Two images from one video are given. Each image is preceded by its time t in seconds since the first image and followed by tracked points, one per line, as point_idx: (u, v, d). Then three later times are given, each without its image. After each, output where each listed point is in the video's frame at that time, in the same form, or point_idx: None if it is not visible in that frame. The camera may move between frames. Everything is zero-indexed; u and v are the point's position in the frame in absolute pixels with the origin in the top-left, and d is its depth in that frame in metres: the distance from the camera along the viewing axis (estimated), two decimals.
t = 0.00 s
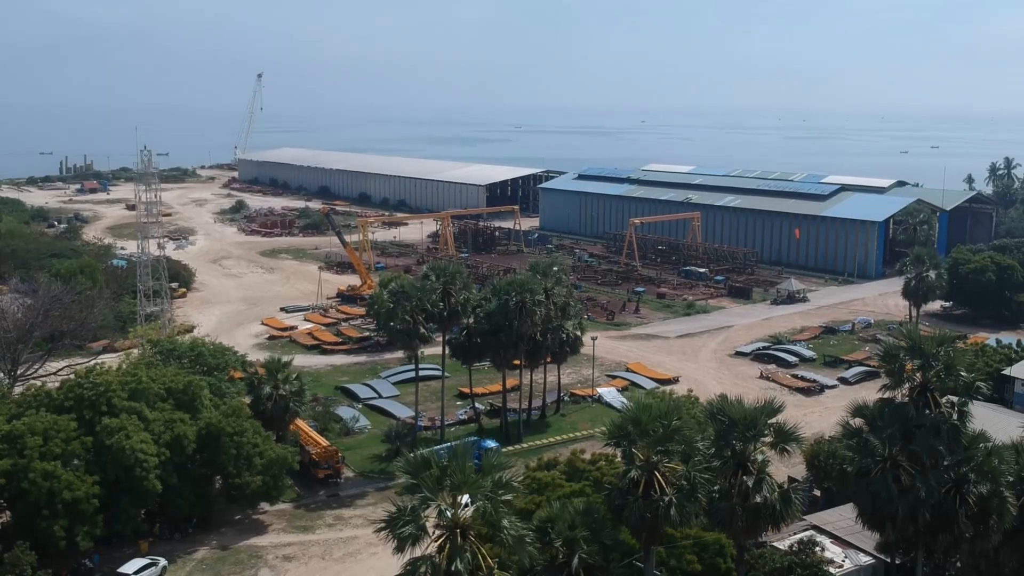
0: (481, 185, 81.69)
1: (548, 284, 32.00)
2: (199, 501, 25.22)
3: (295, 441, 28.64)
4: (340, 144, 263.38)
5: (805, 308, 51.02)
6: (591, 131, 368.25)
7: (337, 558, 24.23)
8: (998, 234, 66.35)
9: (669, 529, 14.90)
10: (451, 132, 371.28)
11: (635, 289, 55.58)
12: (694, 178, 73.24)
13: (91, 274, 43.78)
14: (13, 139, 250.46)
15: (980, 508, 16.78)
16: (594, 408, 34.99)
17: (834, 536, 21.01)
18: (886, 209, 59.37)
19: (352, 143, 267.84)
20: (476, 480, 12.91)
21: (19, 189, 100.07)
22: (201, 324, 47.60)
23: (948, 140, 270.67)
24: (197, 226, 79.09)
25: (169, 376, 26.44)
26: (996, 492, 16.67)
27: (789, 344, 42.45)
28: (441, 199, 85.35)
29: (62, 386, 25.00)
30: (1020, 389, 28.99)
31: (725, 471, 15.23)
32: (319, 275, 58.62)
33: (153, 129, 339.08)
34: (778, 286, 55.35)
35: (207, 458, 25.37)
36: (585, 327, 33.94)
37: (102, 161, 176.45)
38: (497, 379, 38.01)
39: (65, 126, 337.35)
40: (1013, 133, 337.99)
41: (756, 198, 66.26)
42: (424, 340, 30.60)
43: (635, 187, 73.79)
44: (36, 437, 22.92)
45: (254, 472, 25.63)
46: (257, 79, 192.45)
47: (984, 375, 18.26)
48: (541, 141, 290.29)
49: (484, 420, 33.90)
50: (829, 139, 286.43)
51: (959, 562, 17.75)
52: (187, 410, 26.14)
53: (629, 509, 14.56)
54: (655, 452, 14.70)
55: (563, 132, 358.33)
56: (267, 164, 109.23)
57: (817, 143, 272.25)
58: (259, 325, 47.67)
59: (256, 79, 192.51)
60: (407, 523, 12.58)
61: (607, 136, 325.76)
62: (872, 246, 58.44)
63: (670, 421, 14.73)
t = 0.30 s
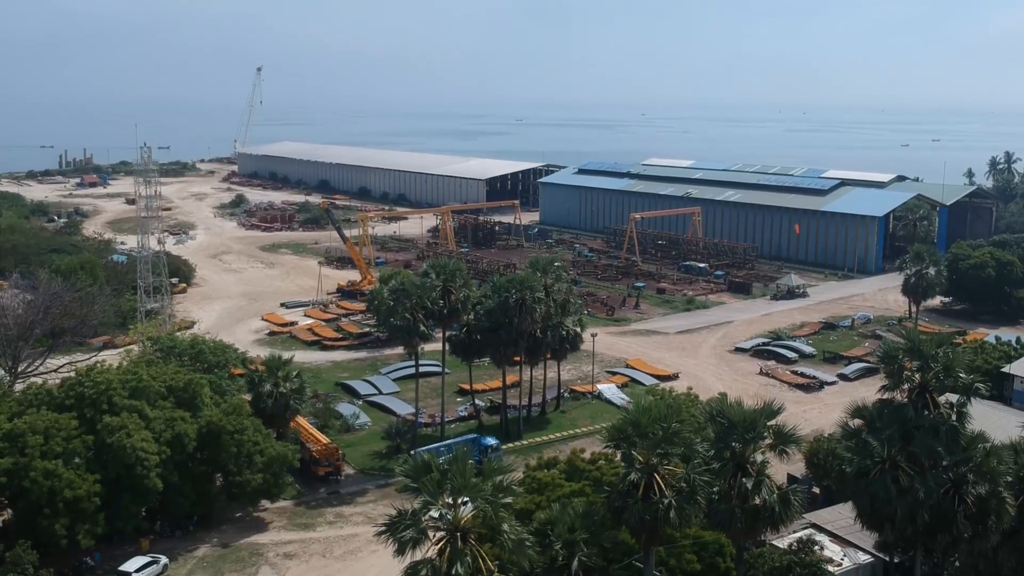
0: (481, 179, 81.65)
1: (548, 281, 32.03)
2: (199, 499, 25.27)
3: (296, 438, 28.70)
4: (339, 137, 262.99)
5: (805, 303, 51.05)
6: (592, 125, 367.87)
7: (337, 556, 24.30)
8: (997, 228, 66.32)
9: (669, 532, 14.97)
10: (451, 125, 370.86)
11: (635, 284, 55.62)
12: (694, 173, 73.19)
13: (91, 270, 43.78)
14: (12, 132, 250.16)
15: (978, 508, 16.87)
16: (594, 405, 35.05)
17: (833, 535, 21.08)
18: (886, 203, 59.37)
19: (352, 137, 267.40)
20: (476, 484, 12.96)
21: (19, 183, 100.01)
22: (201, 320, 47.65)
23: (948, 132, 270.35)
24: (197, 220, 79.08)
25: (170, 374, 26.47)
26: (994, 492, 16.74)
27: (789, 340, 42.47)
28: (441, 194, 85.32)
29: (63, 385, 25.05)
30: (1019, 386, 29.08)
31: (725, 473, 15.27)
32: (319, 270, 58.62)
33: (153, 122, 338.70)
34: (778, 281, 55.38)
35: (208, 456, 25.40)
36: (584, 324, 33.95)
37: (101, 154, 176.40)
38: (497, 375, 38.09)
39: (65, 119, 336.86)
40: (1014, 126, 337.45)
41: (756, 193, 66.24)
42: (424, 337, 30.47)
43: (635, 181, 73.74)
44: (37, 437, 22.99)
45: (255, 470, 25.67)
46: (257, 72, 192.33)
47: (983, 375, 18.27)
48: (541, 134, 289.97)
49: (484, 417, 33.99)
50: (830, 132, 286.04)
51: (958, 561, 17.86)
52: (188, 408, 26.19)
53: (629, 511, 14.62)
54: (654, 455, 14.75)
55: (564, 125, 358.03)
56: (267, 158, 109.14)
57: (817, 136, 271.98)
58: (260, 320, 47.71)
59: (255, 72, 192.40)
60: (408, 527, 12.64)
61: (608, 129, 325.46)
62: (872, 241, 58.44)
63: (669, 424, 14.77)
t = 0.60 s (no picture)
0: (481, 173, 81.58)
1: (548, 278, 32.07)
2: (200, 497, 25.32)
3: (296, 436, 28.74)
4: (339, 130, 262.55)
5: (805, 299, 51.08)
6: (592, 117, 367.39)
7: (338, 554, 24.37)
8: (997, 223, 66.29)
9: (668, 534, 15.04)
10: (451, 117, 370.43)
11: (635, 280, 55.64)
12: (694, 167, 73.16)
13: (91, 266, 43.78)
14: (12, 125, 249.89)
15: (976, 508, 17.00)
16: (594, 401, 35.11)
17: (832, 533, 21.16)
18: (886, 198, 59.35)
19: (352, 129, 266.96)
20: (477, 488, 13.01)
21: (19, 177, 99.89)
22: (201, 316, 47.66)
23: (949, 125, 270.01)
24: (197, 215, 79.05)
25: (170, 371, 26.52)
26: (993, 493, 16.85)
27: (789, 336, 42.51)
28: (441, 188, 85.26)
29: (63, 383, 25.09)
30: (1018, 383, 29.14)
31: (724, 475, 15.32)
32: (319, 265, 58.65)
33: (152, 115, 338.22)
34: (778, 276, 55.39)
35: (209, 454, 25.46)
36: (584, 321, 34.00)
37: (101, 147, 176.12)
38: (497, 371, 38.15)
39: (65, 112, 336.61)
40: (1015, 118, 336.83)
41: (756, 188, 66.21)
42: (424, 335, 30.50)
43: (635, 175, 73.67)
44: (38, 435, 23.04)
45: (255, 468, 25.75)
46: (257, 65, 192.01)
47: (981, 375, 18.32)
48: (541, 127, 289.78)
49: (484, 414, 34.05)
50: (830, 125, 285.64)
51: (956, 560, 18.00)
52: (188, 406, 26.25)
53: (629, 513, 14.68)
54: (654, 457, 14.80)
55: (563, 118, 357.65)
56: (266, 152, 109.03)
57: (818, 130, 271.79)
58: (260, 316, 47.73)
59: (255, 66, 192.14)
60: (408, 531, 12.69)
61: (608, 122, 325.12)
62: (872, 236, 58.41)
63: (669, 427, 14.83)
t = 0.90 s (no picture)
0: (481, 167, 81.56)
1: (548, 275, 32.17)
2: (201, 495, 25.37)
3: (297, 433, 28.79)
4: (340, 123, 262.33)
5: (805, 294, 51.11)
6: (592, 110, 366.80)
7: (339, 551, 24.44)
8: (997, 218, 66.27)
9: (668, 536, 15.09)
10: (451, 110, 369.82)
11: (635, 275, 55.65)
12: (694, 161, 73.13)
13: (91, 261, 43.78)
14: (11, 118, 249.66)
15: (975, 509, 17.07)
16: (594, 398, 35.17)
17: (831, 532, 21.22)
18: (886, 193, 59.34)
19: (352, 122, 266.75)
20: (477, 492, 13.09)
21: (19, 170, 99.84)
22: (201, 311, 47.69)
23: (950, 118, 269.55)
24: (197, 209, 79.02)
25: (171, 370, 26.57)
26: (992, 493, 16.92)
27: (788, 331, 42.55)
28: (441, 182, 85.22)
29: (64, 381, 25.15)
30: (1017, 381, 29.17)
31: (723, 477, 15.36)
32: (319, 260, 58.67)
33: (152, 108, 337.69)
34: (778, 271, 55.38)
35: (210, 452, 25.51)
36: (584, 318, 34.05)
37: (100, 141, 175.91)
38: (497, 368, 38.20)
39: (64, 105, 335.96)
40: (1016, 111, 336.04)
41: (756, 182, 66.17)
42: (424, 332, 30.52)
43: (635, 170, 73.65)
44: (39, 434, 23.11)
45: (256, 466, 25.83)
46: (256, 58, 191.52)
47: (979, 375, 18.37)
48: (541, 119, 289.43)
49: (484, 410, 34.10)
50: (830, 118, 285.11)
51: (954, 560, 18.06)
52: (189, 404, 26.30)
53: (629, 516, 14.73)
54: (654, 460, 14.84)
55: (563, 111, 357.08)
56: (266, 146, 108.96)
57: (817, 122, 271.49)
58: (260, 311, 47.77)
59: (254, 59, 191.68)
60: (409, 534, 12.73)
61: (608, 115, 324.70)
62: (872, 231, 58.42)
63: (667, 430, 14.87)
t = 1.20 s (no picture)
0: (481, 161, 81.50)
1: (548, 272, 32.22)
2: (202, 492, 25.44)
3: (297, 430, 28.86)
4: (339, 115, 262.06)
5: (804, 289, 51.15)
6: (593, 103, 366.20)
7: (339, 549, 24.52)
8: (997, 213, 66.26)
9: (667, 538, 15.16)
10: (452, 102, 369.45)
11: (635, 270, 55.68)
12: (694, 155, 73.06)
13: (91, 257, 43.76)
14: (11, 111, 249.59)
15: (974, 510, 17.14)
16: (594, 394, 35.24)
17: (830, 530, 21.27)
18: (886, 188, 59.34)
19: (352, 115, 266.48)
20: (477, 496, 13.17)
21: (19, 164, 99.80)
22: (202, 307, 47.73)
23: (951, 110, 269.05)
24: (197, 203, 78.98)
25: (171, 367, 26.61)
26: (990, 494, 17.01)
27: (788, 327, 42.59)
28: (442, 176, 85.17)
29: (64, 379, 25.20)
30: (1017, 378, 29.22)
31: (722, 478, 15.39)
32: (319, 255, 58.68)
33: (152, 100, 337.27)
34: (777, 267, 55.43)
35: (211, 450, 25.57)
36: (584, 314, 34.09)
37: (99, 134, 175.62)
38: (497, 364, 38.26)
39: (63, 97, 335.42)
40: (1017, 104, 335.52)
41: (756, 176, 66.14)
42: (424, 330, 30.54)
43: (635, 164, 73.58)
44: (40, 432, 23.15)
45: (257, 463, 25.90)
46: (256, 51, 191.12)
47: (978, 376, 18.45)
48: (540, 112, 289.13)
49: (484, 407, 34.18)
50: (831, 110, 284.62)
51: (952, 560, 18.14)
52: (189, 401, 26.36)
53: (628, 518, 14.80)
54: (654, 462, 14.90)
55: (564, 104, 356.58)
56: (266, 139, 108.85)
57: (819, 114, 270.85)
58: (261, 307, 47.81)
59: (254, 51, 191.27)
60: (409, 538, 12.78)
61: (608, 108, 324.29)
62: (872, 225, 58.44)
63: (666, 433, 14.92)
